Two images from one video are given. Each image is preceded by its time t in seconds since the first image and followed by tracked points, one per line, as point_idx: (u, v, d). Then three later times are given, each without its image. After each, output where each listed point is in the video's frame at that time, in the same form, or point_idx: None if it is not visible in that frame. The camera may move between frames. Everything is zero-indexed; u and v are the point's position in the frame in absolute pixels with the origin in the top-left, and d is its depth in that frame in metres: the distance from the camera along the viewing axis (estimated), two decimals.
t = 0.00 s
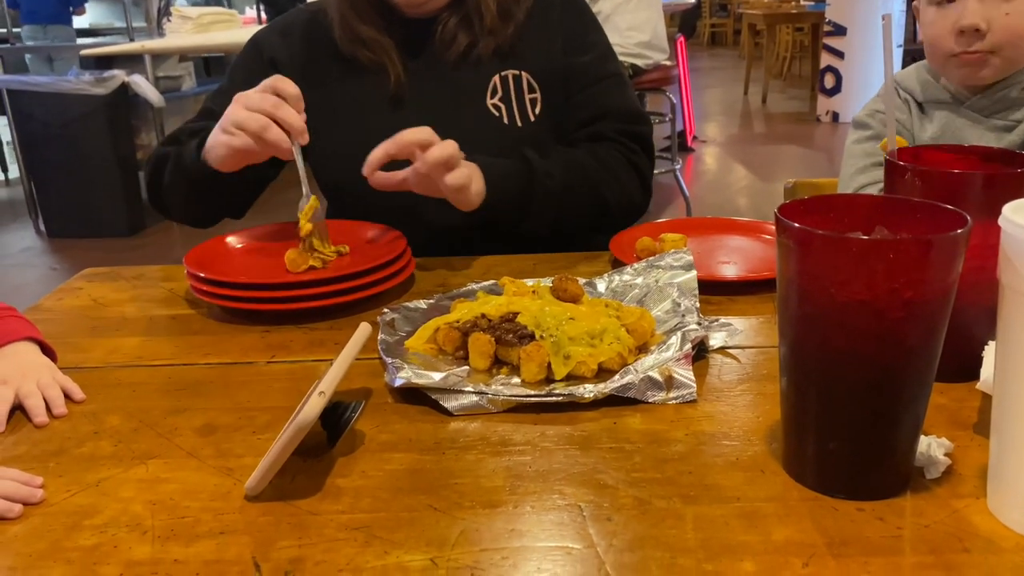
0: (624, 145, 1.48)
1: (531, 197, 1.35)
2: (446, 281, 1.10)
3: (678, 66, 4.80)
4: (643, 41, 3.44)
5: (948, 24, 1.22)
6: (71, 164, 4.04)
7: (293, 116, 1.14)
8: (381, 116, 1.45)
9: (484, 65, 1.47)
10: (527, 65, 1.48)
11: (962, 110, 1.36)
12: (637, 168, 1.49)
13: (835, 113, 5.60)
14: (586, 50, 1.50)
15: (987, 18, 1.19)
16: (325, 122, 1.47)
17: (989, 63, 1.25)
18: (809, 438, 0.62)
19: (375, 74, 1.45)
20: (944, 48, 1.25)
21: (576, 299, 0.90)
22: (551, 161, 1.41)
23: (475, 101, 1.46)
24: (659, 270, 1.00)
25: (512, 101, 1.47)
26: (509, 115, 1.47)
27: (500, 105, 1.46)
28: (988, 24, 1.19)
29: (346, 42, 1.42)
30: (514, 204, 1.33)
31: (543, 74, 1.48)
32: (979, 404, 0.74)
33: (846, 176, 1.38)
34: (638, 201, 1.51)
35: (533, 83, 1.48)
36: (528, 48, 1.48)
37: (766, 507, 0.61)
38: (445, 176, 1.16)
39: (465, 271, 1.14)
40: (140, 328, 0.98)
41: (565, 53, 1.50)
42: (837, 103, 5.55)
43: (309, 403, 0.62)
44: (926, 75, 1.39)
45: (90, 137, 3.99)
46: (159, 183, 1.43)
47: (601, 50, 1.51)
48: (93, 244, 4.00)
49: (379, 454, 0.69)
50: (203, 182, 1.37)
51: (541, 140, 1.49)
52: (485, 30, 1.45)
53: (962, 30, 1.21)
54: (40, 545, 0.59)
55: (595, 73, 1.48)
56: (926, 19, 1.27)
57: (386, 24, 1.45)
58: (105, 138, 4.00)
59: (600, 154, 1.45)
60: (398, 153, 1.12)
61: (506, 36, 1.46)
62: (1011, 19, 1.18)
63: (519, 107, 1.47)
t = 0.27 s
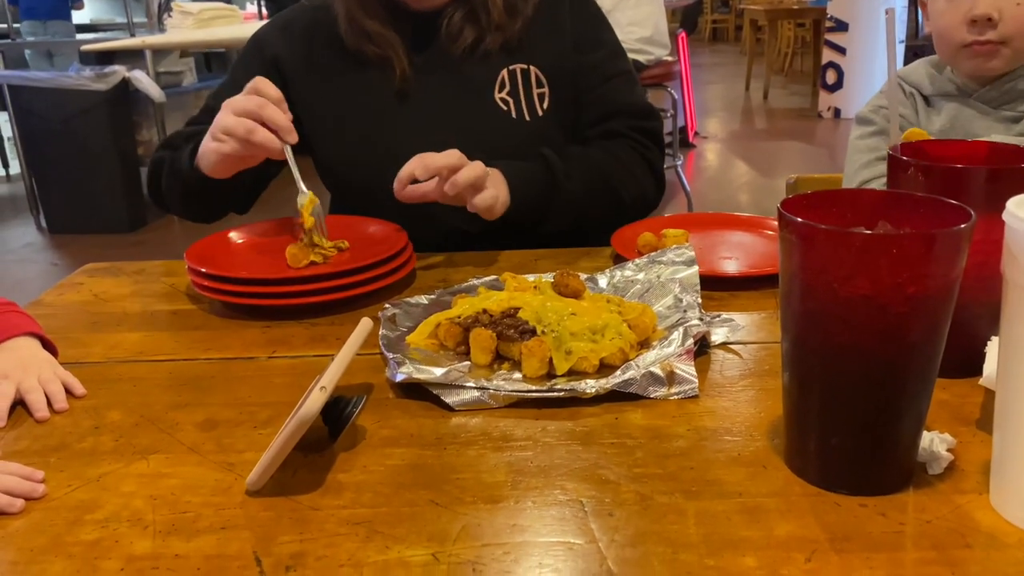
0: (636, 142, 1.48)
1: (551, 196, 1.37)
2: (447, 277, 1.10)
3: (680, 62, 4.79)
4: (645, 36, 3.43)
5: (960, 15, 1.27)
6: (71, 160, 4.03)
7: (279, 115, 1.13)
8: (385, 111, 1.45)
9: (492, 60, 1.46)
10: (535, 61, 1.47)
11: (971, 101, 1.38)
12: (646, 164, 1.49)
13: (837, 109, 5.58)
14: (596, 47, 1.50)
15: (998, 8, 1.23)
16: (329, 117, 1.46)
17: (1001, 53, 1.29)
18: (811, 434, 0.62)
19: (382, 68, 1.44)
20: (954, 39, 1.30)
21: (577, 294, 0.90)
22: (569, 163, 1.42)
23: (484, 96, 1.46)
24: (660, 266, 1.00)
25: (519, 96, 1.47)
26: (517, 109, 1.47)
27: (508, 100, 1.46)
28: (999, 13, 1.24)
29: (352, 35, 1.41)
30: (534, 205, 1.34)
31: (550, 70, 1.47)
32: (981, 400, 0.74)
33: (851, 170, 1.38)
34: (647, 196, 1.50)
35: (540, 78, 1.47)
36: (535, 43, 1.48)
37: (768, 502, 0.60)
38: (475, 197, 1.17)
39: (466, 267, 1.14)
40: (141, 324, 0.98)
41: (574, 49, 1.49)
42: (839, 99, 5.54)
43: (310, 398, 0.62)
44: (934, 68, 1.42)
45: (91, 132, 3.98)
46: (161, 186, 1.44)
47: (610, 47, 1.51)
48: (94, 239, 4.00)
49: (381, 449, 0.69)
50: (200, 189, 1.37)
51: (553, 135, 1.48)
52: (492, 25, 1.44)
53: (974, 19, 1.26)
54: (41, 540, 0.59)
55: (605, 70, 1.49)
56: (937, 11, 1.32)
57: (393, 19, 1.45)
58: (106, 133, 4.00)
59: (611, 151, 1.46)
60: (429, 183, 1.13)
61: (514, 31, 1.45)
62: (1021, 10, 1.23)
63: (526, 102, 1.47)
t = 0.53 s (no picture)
0: (637, 139, 1.48)
1: (550, 191, 1.36)
2: (447, 271, 1.10)
3: (681, 57, 4.79)
4: (646, 31, 3.42)
5: (962, 12, 1.27)
6: (72, 154, 4.03)
7: (258, 78, 1.13)
8: (387, 104, 1.44)
9: (495, 54, 1.46)
10: (538, 56, 1.47)
11: (979, 96, 1.37)
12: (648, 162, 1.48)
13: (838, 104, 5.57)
14: (601, 44, 1.49)
15: (998, 6, 1.23)
16: (330, 110, 1.46)
17: (1003, 50, 1.29)
18: (812, 427, 0.62)
19: (384, 62, 1.44)
20: (955, 37, 1.30)
21: (578, 288, 0.90)
22: (569, 158, 1.41)
23: (485, 91, 1.45)
24: (662, 261, 1.00)
25: (521, 91, 1.47)
26: (519, 104, 1.46)
27: (510, 95, 1.46)
28: (999, 12, 1.24)
29: (355, 28, 1.41)
30: (533, 200, 1.34)
31: (554, 65, 1.47)
32: (983, 394, 0.74)
33: (854, 164, 1.38)
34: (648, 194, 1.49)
35: (543, 74, 1.47)
36: (538, 38, 1.47)
37: (769, 497, 0.60)
38: (472, 185, 1.17)
39: (467, 261, 1.13)
40: (142, 317, 0.98)
41: (578, 45, 1.49)
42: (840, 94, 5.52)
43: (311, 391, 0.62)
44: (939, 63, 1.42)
45: (92, 127, 3.98)
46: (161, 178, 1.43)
47: (615, 44, 1.50)
48: (95, 234, 4.00)
49: (381, 443, 0.69)
50: (201, 174, 1.36)
51: (551, 131, 1.49)
52: (496, 19, 1.44)
53: (975, 18, 1.26)
54: (42, 533, 0.59)
55: (608, 67, 1.48)
56: (940, 9, 1.32)
57: (396, 12, 1.45)
58: (107, 127, 3.99)
59: (613, 148, 1.45)
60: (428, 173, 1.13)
61: (517, 25, 1.45)
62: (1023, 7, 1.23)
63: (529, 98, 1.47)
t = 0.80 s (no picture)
0: (641, 135, 1.46)
1: (552, 185, 1.35)
2: (447, 265, 1.09)
3: (683, 49, 4.76)
4: (649, 22, 3.40)
5: (965, 9, 1.29)
6: (71, 145, 4.01)
7: (258, 75, 1.12)
8: (388, 96, 1.43)
9: (499, 46, 1.44)
10: (543, 49, 1.45)
11: (991, 91, 1.38)
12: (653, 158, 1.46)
13: (840, 96, 5.54)
14: (606, 37, 1.47)
15: (998, 4, 1.25)
16: (331, 102, 1.44)
17: (1004, 48, 1.29)
18: (817, 427, 0.61)
19: (387, 53, 1.43)
20: (960, 34, 1.32)
21: (580, 284, 0.88)
22: (573, 154, 1.40)
23: (489, 83, 1.44)
24: (665, 255, 0.98)
25: (525, 83, 1.45)
26: (523, 97, 1.45)
27: (514, 88, 1.44)
28: (999, 9, 1.25)
29: (358, 18, 1.39)
30: (534, 195, 1.32)
31: (558, 59, 1.46)
32: (991, 393, 0.73)
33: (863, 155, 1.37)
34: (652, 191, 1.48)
35: (547, 67, 1.45)
36: (542, 30, 1.46)
37: (774, 498, 0.59)
38: (475, 185, 1.15)
39: (467, 255, 1.12)
40: (137, 311, 0.97)
41: (582, 39, 1.47)
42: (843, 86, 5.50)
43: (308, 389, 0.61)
44: (952, 58, 1.41)
45: (91, 117, 3.96)
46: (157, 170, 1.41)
47: (619, 38, 1.48)
48: (94, 225, 3.99)
49: (379, 442, 0.68)
50: (199, 166, 1.34)
51: (556, 126, 1.47)
52: (501, 10, 1.42)
53: (975, 15, 1.28)
54: (32, 534, 0.58)
55: (613, 61, 1.46)
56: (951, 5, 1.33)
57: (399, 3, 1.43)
58: (106, 118, 3.97)
59: (616, 143, 1.44)
60: (430, 171, 1.12)
61: (522, 17, 1.43)
62: None
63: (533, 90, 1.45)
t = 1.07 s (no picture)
0: (646, 133, 1.42)
1: (555, 184, 1.31)
2: (444, 267, 1.05)
3: (685, 42, 4.71)
4: (651, 14, 3.36)
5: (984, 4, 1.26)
6: (67, 137, 3.97)
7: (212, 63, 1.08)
8: (386, 90, 1.39)
9: (501, 40, 1.40)
10: (546, 42, 1.41)
11: (1012, 88, 1.35)
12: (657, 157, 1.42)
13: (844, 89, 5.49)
14: (612, 32, 1.43)
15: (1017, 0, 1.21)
16: (326, 96, 1.40)
17: None
18: (834, 448, 0.57)
19: (385, 47, 1.38)
20: (978, 30, 1.29)
21: (581, 289, 0.85)
22: (577, 152, 1.36)
23: (490, 78, 1.40)
24: (669, 258, 0.95)
25: (528, 78, 1.41)
26: (525, 93, 1.41)
27: (516, 83, 1.40)
28: (1017, 6, 1.22)
29: (355, 10, 1.35)
30: (537, 195, 1.29)
31: (562, 52, 1.41)
32: (1014, 408, 0.69)
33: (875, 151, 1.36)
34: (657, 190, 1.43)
35: (551, 61, 1.41)
36: (546, 24, 1.41)
37: (788, 524, 0.56)
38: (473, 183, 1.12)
39: (465, 256, 1.08)
40: (121, 314, 0.93)
41: (586, 32, 1.42)
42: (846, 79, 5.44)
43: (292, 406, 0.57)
44: (972, 53, 1.38)
45: (87, 109, 3.91)
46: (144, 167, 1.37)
47: (625, 31, 1.44)
48: (90, 218, 3.95)
49: (369, 459, 0.64)
50: (188, 168, 1.30)
51: (559, 123, 1.43)
52: (503, 3, 1.38)
53: (993, 10, 1.25)
54: None
55: (617, 56, 1.42)
56: None
57: None
58: (102, 110, 3.92)
59: (620, 141, 1.39)
60: (428, 168, 1.08)
61: (524, 10, 1.39)
62: None
63: (535, 86, 1.41)
